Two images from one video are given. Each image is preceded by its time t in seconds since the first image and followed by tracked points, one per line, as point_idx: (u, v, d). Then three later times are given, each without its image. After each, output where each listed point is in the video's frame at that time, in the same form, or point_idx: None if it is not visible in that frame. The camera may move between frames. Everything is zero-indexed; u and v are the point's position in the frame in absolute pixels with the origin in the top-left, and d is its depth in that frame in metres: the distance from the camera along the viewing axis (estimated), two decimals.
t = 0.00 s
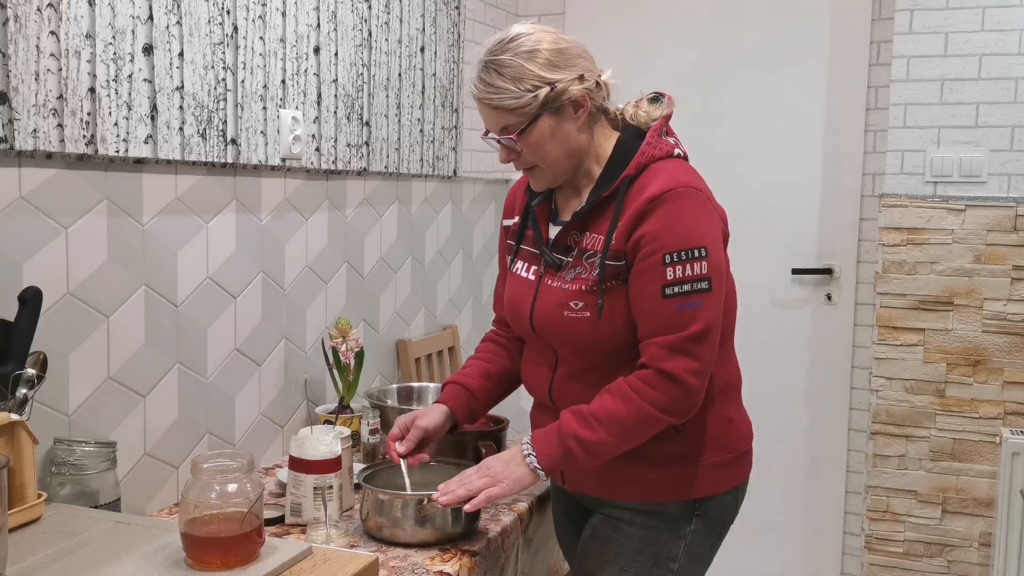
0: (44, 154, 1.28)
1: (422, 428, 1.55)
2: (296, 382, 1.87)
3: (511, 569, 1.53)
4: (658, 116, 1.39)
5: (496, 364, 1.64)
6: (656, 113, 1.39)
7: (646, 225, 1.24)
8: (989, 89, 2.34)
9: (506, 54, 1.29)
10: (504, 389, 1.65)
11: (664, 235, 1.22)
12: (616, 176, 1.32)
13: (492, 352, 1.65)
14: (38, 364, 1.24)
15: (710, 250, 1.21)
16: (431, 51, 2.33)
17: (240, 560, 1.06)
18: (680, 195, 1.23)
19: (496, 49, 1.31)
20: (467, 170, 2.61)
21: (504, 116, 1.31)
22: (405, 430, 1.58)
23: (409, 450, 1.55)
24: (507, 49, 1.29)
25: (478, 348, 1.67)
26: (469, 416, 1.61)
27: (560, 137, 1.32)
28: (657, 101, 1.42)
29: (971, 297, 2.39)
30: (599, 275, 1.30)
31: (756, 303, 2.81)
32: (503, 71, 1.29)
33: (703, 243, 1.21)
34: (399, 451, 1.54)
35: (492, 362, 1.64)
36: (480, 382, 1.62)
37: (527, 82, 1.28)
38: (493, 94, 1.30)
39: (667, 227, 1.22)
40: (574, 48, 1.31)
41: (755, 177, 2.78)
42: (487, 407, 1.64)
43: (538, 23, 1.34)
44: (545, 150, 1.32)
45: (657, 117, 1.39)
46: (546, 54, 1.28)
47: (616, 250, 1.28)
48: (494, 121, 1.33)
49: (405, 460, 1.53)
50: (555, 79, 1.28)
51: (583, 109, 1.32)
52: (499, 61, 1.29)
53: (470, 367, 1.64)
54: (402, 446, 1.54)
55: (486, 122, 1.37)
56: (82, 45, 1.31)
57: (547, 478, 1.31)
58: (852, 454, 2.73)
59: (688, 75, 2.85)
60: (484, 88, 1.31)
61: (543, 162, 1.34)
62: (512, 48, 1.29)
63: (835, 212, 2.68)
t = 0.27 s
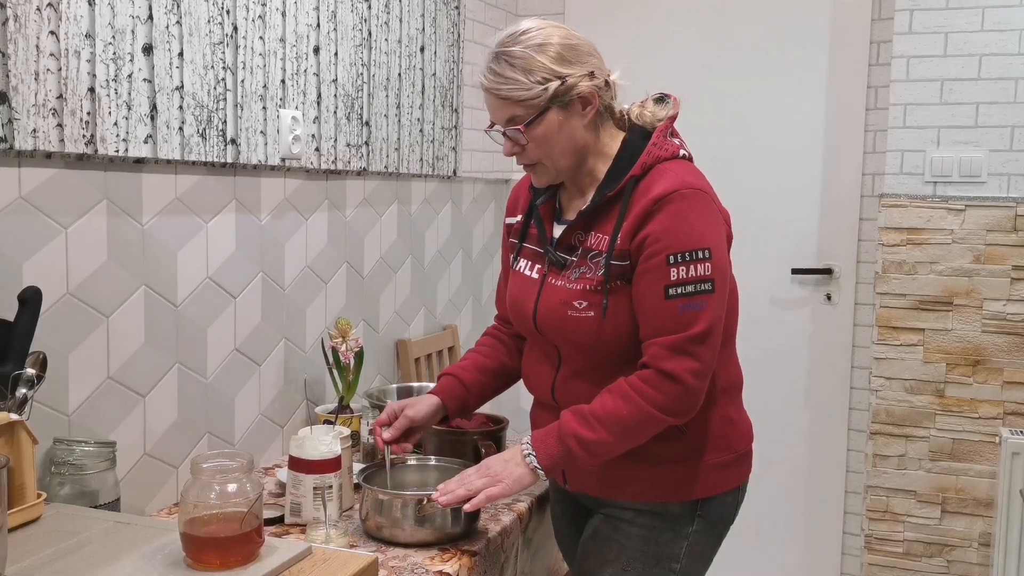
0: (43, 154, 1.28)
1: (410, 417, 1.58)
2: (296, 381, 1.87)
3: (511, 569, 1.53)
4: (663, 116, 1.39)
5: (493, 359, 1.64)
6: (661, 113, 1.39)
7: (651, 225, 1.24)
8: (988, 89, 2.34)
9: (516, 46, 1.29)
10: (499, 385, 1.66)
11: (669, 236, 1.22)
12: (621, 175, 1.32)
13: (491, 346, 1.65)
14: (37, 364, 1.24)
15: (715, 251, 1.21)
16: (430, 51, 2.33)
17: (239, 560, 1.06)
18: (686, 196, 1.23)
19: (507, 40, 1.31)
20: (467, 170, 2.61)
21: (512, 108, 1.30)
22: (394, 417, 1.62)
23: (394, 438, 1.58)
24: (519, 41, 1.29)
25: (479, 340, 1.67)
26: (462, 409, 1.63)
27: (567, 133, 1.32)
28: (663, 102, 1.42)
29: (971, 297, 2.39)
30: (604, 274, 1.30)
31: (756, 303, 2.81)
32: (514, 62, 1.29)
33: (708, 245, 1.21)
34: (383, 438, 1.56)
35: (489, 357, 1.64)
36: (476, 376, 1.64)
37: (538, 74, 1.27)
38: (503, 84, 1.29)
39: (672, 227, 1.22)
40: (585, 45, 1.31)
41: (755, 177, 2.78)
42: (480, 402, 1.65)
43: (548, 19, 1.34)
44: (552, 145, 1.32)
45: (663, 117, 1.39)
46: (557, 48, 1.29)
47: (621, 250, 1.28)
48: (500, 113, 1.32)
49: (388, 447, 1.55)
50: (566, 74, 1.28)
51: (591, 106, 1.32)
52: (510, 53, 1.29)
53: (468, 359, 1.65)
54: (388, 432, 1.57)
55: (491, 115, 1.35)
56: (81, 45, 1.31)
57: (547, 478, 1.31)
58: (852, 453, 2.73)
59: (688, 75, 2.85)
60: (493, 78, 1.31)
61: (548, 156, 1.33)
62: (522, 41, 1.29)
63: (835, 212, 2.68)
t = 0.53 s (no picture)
0: (44, 154, 1.28)
1: (415, 418, 1.60)
2: (295, 381, 1.87)
3: (511, 569, 1.53)
4: (661, 111, 1.40)
5: (496, 358, 1.64)
6: (659, 108, 1.40)
7: (652, 220, 1.25)
8: (988, 89, 2.34)
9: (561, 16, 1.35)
10: (503, 383, 1.65)
11: (669, 231, 1.22)
12: (622, 173, 1.32)
13: (494, 344, 1.65)
14: (38, 364, 1.24)
15: (715, 247, 1.21)
16: (430, 51, 2.33)
17: (239, 560, 1.06)
18: (686, 191, 1.24)
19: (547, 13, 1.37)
20: (467, 170, 2.61)
21: (562, 58, 1.32)
22: (401, 418, 1.65)
23: (403, 438, 1.62)
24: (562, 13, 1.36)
25: (483, 338, 1.67)
26: (467, 408, 1.62)
27: (604, 100, 1.35)
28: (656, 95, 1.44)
29: (970, 297, 2.39)
30: (605, 270, 1.30)
31: (756, 303, 2.81)
32: (564, 23, 1.34)
33: (708, 240, 1.21)
34: (393, 439, 1.61)
35: (492, 355, 1.64)
36: (480, 375, 1.63)
37: (590, 34, 1.34)
38: (556, 34, 1.32)
39: (672, 223, 1.22)
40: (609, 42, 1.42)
41: (755, 177, 2.78)
42: (485, 400, 1.65)
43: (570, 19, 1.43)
44: (593, 103, 1.33)
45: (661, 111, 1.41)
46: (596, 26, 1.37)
47: (622, 247, 1.29)
48: (545, 69, 1.32)
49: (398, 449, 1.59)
50: (610, 45, 1.36)
51: (618, 90, 1.39)
52: (560, 15, 1.35)
53: (470, 359, 1.65)
54: (395, 435, 1.61)
55: (525, 71, 1.34)
56: (82, 45, 1.31)
57: (546, 477, 1.31)
58: (852, 453, 2.73)
59: (688, 75, 2.85)
60: (540, 33, 1.33)
61: (586, 116, 1.33)
62: (564, 13, 1.36)
63: (835, 212, 2.68)
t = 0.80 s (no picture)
0: (45, 154, 1.28)
1: (427, 425, 1.57)
2: (296, 381, 1.87)
3: (511, 569, 1.53)
4: (662, 110, 1.40)
5: (497, 362, 1.65)
6: (661, 108, 1.40)
7: (654, 218, 1.25)
8: (988, 90, 2.34)
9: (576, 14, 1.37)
10: (504, 388, 1.66)
11: (671, 228, 1.23)
12: (624, 171, 1.32)
13: (494, 348, 1.66)
14: (39, 364, 1.24)
15: (716, 244, 1.21)
16: (430, 51, 2.33)
17: (240, 560, 1.07)
18: (688, 189, 1.24)
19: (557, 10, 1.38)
20: (467, 170, 2.61)
21: (574, 49, 1.33)
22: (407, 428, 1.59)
23: (414, 448, 1.56)
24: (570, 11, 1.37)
25: (480, 345, 1.68)
26: (469, 413, 1.62)
27: (611, 96, 1.36)
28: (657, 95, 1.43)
29: (970, 297, 2.40)
30: (607, 268, 1.31)
31: (756, 303, 2.81)
32: (575, 18, 1.35)
33: (709, 237, 1.21)
34: (405, 449, 1.55)
35: (493, 360, 1.65)
36: (481, 379, 1.64)
37: (601, 31, 1.35)
38: (567, 28, 1.33)
39: (674, 220, 1.22)
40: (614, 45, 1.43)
41: (755, 177, 2.78)
42: (487, 405, 1.65)
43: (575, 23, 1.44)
44: (601, 97, 1.34)
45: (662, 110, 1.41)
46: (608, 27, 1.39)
47: (624, 244, 1.29)
48: (555, 60, 1.33)
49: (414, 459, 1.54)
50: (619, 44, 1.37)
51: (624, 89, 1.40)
52: (568, 13, 1.36)
53: (472, 364, 1.65)
54: (407, 444, 1.55)
55: (535, 63, 1.34)
56: (83, 45, 1.31)
57: (546, 476, 1.31)
58: (852, 453, 2.73)
59: (688, 75, 2.85)
60: (552, 26, 1.34)
61: (594, 109, 1.34)
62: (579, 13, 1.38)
63: (835, 212, 2.68)
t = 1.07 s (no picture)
0: (46, 154, 1.28)
1: (421, 425, 1.56)
2: (296, 381, 1.87)
3: (512, 568, 1.53)
4: (662, 110, 1.40)
5: (494, 363, 1.65)
6: (660, 107, 1.40)
7: (653, 217, 1.25)
8: (988, 90, 2.34)
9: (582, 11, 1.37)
10: (503, 387, 1.66)
11: (670, 227, 1.23)
12: (624, 170, 1.32)
13: (491, 349, 1.66)
14: (40, 364, 1.25)
15: (715, 242, 1.21)
16: (431, 51, 2.33)
17: (241, 559, 1.07)
18: (687, 188, 1.24)
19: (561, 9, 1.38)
20: (467, 170, 2.61)
21: (580, 50, 1.33)
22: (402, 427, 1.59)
23: (407, 448, 1.55)
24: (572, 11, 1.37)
25: (477, 347, 1.67)
26: (468, 415, 1.62)
27: (613, 97, 1.37)
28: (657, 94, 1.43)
29: (970, 297, 2.40)
30: (606, 267, 1.31)
31: (756, 303, 2.81)
32: (579, 19, 1.35)
33: (708, 235, 1.21)
34: (399, 448, 1.54)
35: (490, 361, 1.64)
36: (479, 381, 1.63)
37: (605, 32, 1.35)
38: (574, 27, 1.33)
39: (674, 218, 1.22)
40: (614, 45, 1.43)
41: (756, 177, 2.78)
42: (485, 406, 1.64)
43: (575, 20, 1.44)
44: (605, 98, 1.34)
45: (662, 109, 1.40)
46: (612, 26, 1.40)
47: (623, 243, 1.29)
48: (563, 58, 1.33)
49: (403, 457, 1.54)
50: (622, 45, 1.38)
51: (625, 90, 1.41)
52: (572, 13, 1.36)
53: (469, 365, 1.65)
54: (400, 443, 1.55)
55: (542, 63, 1.34)
56: (84, 46, 1.31)
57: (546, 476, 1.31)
58: (852, 453, 2.74)
59: (688, 75, 2.85)
60: (557, 25, 1.34)
61: (598, 110, 1.34)
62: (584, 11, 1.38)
63: (835, 212, 2.68)
